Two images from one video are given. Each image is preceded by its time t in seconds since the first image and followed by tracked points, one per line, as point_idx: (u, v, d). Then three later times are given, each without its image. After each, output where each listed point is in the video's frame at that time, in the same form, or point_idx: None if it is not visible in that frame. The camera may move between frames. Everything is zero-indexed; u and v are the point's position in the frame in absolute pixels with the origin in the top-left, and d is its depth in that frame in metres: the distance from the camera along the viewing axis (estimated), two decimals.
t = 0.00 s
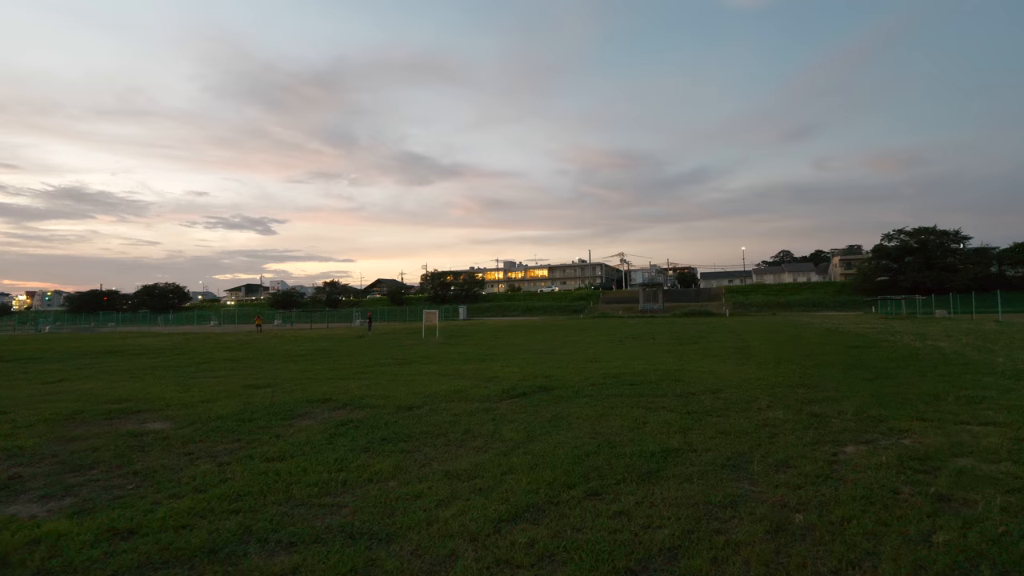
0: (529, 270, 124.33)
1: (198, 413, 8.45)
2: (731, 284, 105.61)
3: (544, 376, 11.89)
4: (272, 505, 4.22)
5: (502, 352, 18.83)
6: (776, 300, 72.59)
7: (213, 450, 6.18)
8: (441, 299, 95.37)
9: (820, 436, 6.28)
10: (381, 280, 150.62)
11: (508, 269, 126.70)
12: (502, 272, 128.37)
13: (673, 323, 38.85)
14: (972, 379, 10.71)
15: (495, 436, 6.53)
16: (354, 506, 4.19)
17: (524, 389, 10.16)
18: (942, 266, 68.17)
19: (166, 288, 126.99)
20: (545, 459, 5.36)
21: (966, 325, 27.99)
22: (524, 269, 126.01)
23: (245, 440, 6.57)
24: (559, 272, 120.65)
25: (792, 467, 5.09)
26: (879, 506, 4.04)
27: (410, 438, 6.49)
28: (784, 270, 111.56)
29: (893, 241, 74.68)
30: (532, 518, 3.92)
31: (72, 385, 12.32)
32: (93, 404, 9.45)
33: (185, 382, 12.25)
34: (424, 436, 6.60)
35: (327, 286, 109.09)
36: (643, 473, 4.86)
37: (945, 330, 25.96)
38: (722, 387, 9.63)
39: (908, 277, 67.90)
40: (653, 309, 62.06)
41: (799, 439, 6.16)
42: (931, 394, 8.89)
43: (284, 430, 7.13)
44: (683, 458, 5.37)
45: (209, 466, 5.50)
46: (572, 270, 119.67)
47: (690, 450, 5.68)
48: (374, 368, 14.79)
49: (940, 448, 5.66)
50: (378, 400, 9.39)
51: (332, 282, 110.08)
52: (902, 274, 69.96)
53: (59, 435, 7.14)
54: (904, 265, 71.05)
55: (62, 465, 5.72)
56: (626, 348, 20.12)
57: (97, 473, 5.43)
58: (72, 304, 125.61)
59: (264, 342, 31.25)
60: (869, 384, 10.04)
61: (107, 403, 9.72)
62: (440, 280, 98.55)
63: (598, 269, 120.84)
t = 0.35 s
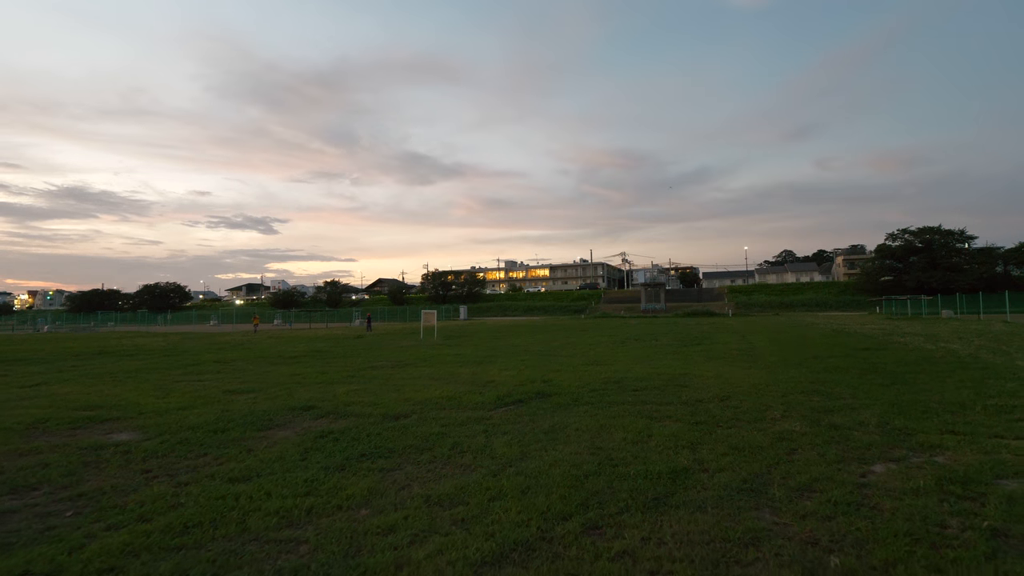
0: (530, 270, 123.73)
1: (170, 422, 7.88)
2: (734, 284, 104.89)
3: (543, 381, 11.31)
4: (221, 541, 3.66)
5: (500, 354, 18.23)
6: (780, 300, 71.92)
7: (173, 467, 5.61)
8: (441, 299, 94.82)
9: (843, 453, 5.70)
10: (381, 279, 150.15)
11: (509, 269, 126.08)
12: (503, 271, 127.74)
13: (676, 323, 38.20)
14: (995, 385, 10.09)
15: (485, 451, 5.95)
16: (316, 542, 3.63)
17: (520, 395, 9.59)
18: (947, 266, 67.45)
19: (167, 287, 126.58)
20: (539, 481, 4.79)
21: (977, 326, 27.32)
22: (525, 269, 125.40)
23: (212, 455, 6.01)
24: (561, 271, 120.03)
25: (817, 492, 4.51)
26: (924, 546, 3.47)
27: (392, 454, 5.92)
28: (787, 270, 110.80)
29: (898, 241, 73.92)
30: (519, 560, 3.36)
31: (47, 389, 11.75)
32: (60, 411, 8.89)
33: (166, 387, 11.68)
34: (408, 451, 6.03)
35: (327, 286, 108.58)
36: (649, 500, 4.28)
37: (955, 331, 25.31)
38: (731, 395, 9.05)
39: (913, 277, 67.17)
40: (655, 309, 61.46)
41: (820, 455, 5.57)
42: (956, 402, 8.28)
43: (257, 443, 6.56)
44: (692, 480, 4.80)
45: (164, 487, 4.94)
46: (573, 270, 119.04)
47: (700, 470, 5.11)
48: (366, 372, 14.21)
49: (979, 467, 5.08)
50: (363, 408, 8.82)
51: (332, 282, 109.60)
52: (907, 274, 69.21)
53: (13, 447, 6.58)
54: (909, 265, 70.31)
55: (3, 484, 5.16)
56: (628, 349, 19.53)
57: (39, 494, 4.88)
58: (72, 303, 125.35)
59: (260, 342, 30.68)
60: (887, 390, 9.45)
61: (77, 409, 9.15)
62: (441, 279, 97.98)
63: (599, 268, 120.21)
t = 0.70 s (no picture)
0: (530, 270, 123.16)
1: (132, 429, 7.32)
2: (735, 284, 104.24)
3: (538, 384, 10.75)
4: None
5: (496, 355, 17.67)
6: (782, 300, 71.35)
7: (119, 481, 5.05)
8: (441, 300, 94.27)
9: (862, 465, 5.14)
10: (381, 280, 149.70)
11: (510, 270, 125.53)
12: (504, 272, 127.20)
13: (677, 324, 37.62)
14: (1015, 389, 9.50)
15: (467, 463, 5.39)
16: None
17: (512, 399, 9.04)
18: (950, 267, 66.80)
19: (167, 288, 126.20)
20: (522, 500, 4.23)
21: (985, 327, 26.69)
22: (526, 269, 124.83)
23: (166, 467, 5.45)
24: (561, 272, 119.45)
25: (838, 515, 3.95)
26: None
27: (364, 467, 5.36)
28: (788, 271, 110.18)
29: (901, 241, 73.30)
30: None
31: (17, 392, 11.17)
32: (21, 417, 8.35)
33: (142, 390, 11.11)
34: (382, 463, 5.47)
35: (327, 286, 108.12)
36: (646, 526, 3.73)
37: (963, 332, 24.66)
38: (736, 399, 8.50)
39: (916, 277, 66.56)
40: (656, 310, 60.91)
41: (838, 469, 5.01)
42: (978, 409, 7.69)
43: (219, 454, 6.01)
44: (696, 500, 4.23)
45: (100, 507, 4.39)
46: (574, 270, 118.48)
47: (704, 487, 4.55)
48: (355, 374, 13.66)
49: (1019, 484, 4.52)
50: (344, 413, 8.26)
51: (332, 282, 109.02)
52: (910, 274, 68.59)
53: None
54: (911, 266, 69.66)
55: None
56: (629, 350, 18.98)
57: None
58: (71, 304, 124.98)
59: (254, 343, 30.12)
60: (901, 394, 8.90)
61: (39, 415, 8.59)
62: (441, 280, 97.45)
63: (600, 269, 119.61)
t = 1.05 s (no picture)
0: (531, 272, 122.68)
1: (91, 442, 6.79)
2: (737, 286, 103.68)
3: (532, 391, 10.19)
4: None
5: (492, 360, 17.10)
6: (783, 302, 70.77)
7: (56, 506, 4.52)
8: (441, 302, 93.84)
9: (886, 487, 4.61)
10: (381, 282, 149.17)
11: (510, 272, 125.01)
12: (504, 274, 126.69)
13: (679, 326, 37.01)
14: None
15: (446, 485, 4.86)
16: None
17: (504, 408, 8.50)
18: (953, 269, 66.23)
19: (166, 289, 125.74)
20: (504, 533, 3.70)
21: (992, 330, 26.10)
22: (526, 271, 124.30)
23: (113, 489, 4.92)
24: (562, 274, 118.94)
25: (866, 552, 3.42)
26: None
27: (332, 490, 4.82)
28: (790, 273, 109.56)
29: (903, 242, 72.67)
30: None
31: None
32: None
33: (116, 397, 10.57)
34: (353, 486, 4.94)
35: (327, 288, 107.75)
36: (645, 568, 3.20)
37: (972, 335, 24.05)
38: (742, 409, 7.95)
39: (919, 279, 65.96)
40: (657, 313, 60.29)
41: (860, 493, 4.48)
42: (1002, 420, 7.13)
43: (178, 472, 5.48)
44: (702, 532, 3.71)
45: (24, 538, 3.86)
46: (574, 272, 117.89)
47: (710, 516, 4.02)
48: (343, 379, 13.11)
49: None
50: (323, 424, 7.74)
51: (331, 284, 108.43)
52: (913, 275, 67.98)
53: None
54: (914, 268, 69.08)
55: None
56: (629, 354, 18.38)
57: None
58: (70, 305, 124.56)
59: (247, 346, 29.57)
60: (918, 403, 8.34)
61: None
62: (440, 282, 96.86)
63: (600, 271, 119.02)
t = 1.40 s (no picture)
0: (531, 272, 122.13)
1: (42, 455, 6.24)
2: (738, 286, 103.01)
3: (526, 397, 9.64)
4: None
5: (488, 362, 16.54)
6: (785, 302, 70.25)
7: None
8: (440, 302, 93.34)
9: (921, 515, 4.03)
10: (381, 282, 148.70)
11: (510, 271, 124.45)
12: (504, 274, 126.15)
13: (680, 326, 36.43)
14: None
15: (420, 511, 4.29)
16: None
17: (494, 416, 7.94)
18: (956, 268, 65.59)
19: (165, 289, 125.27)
20: None
21: (1002, 330, 25.48)
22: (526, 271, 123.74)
23: (43, 514, 4.36)
24: (562, 274, 118.37)
25: None
26: None
27: (290, 517, 4.26)
28: (791, 272, 108.89)
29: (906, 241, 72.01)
30: None
31: None
32: None
33: (88, 403, 10.03)
34: (315, 511, 4.37)
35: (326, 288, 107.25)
36: None
37: (981, 335, 23.40)
38: (751, 418, 7.38)
39: (922, 279, 65.33)
40: (658, 313, 59.74)
41: (893, 522, 3.91)
42: None
43: (125, 493, 4.92)
44: None
45: None
46: (575, 271, 117.28)
47: (721, 554, 3.45)
48: (330, 382, 12.54)
49: None
50: (298, 433, 7.17)
51: (331, 283, 107.95)
52: (916, 275, 67.35)
53: None
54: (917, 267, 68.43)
55: None
56: (629, 355, 17.82)
57: None
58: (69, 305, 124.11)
59: (241, 346, 29.03)
60: (939, 410, 7.78)
61: None
62: (441, 282, 95.77)
63: (601, 270, 118.42)
